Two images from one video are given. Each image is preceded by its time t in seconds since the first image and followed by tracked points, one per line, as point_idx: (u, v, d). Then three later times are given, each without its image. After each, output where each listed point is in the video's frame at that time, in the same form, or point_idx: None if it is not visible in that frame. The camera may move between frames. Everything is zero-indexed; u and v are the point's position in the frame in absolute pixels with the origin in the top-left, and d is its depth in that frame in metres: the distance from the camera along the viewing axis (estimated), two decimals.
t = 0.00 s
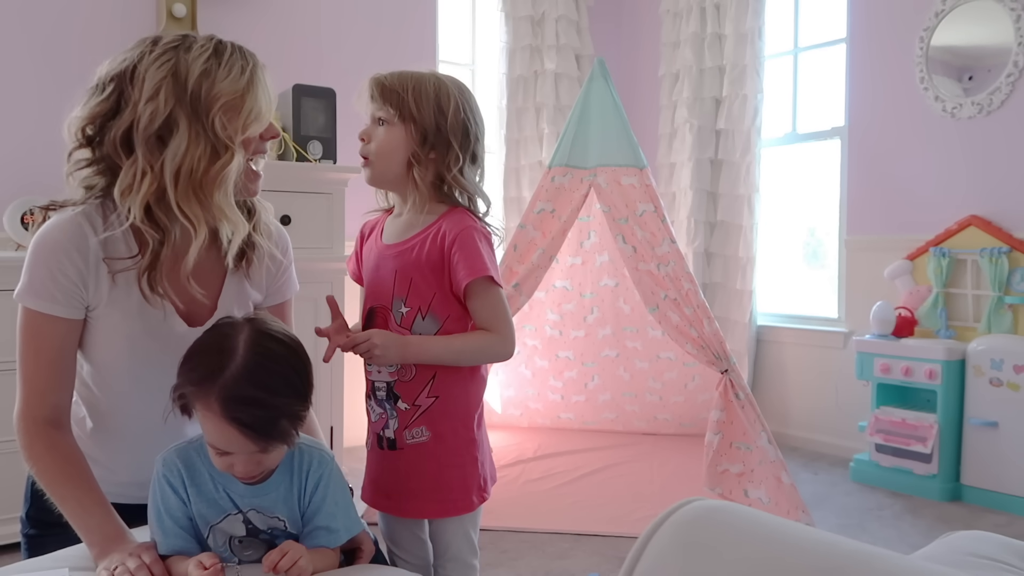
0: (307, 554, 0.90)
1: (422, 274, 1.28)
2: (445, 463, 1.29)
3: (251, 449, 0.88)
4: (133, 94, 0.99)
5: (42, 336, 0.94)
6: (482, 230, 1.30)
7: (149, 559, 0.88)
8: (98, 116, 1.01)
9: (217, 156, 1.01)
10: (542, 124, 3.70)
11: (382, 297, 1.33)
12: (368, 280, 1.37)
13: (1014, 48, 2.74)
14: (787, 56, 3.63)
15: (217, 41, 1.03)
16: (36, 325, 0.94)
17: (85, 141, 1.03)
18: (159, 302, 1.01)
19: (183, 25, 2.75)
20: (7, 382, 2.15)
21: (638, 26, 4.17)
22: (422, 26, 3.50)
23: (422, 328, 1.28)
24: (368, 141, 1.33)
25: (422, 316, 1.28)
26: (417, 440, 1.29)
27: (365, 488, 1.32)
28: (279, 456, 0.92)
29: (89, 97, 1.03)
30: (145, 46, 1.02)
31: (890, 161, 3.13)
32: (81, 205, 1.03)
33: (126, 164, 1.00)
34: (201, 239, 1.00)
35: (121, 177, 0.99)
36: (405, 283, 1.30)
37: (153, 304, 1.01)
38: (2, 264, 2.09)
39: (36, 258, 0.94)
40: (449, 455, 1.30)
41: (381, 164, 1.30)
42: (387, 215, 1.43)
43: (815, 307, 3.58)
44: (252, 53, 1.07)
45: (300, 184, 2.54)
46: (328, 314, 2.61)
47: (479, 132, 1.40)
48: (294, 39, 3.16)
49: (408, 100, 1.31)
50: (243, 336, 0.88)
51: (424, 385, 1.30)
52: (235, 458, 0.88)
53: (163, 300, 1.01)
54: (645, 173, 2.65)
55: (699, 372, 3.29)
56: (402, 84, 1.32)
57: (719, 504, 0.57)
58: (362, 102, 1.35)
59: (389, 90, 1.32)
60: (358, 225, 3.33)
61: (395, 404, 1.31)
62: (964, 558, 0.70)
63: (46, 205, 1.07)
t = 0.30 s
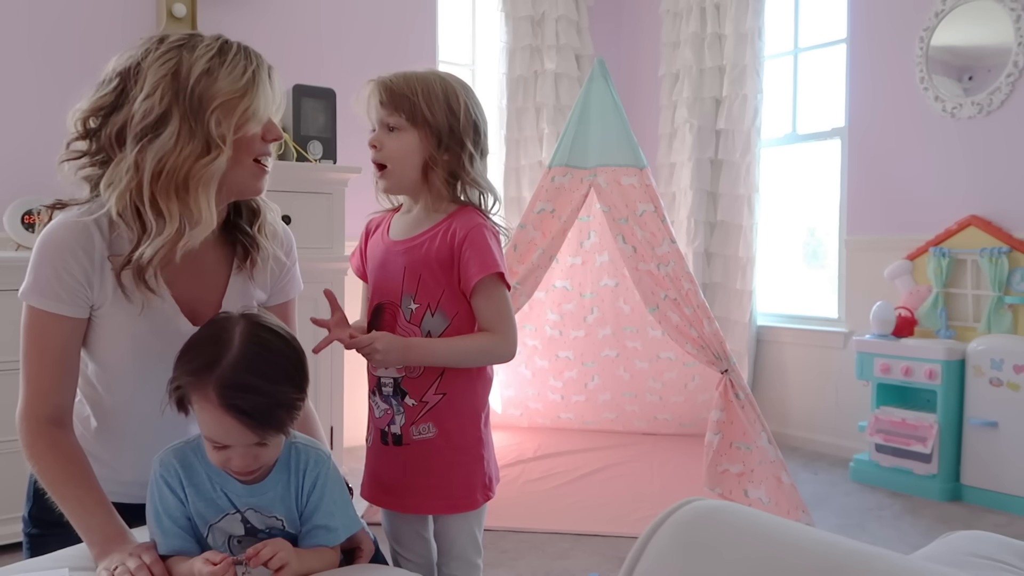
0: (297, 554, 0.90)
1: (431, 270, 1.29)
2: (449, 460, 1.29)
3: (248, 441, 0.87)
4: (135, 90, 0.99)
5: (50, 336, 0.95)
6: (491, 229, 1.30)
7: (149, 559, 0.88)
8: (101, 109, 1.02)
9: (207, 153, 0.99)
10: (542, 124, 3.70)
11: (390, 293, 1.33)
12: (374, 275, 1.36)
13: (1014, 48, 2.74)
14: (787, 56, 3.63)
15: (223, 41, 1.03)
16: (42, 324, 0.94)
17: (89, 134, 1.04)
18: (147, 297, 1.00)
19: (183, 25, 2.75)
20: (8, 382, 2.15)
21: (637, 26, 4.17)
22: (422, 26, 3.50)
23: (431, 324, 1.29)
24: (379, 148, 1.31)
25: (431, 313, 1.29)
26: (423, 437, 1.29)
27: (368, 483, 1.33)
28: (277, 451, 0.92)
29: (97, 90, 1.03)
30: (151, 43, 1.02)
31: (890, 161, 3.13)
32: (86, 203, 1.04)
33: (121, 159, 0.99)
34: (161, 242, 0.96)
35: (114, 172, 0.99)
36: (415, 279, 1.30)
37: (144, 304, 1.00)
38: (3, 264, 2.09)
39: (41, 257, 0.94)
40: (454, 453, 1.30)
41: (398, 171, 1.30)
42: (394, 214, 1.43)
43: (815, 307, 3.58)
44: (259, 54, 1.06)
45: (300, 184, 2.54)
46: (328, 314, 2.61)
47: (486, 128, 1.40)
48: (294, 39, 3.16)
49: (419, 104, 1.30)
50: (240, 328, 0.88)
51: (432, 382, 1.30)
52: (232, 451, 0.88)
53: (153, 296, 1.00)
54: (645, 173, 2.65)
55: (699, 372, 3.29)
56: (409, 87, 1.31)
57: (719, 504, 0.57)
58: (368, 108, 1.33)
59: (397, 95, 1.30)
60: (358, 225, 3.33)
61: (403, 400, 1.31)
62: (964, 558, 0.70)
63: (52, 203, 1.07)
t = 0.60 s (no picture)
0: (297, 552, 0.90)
1: (446, 271, 1.28)
2: (457, 460, 1.29)
3: (253, 444, 0.87)
4: (142, 90, 0.99)
5: (47, 336, 0.94)
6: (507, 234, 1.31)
7: (149, 559, 0.88)
8: (104, 108, 1.01)
9: (224, 160, 1.01)
10: (542, 124, 3.70)
11: (403, 294, 1.32)
12: (387, 274, 1.36)
13: (1014, 48, 2.74)
14: (787, 56, 3.63)
15: (231, 44, 1.04)
16: (40, 324, 0.94)
17: (92, 132, 1.03)
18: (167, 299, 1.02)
19: (183, 25, 2.75)
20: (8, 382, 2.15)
21: (637, 26, 4.17)
22: (422, 26, 3.50)
23: (445, 325, 1.28)
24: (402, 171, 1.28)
25: (444, 314, 1.28)
26: (432, 437, 1.29)
27: (373, 481, 1.32)
28: (279, 455, 0.92)
29: (99, 88, 1.03)
30: (158, 43, 1.02)
31: (890, 161, 3.13)
32: (86, 204, 1.03)
33: (130, 160, 1.00)
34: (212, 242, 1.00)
35: (124, 174, 0.99)
36: (430, 279, 1.30)
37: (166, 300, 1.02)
38: (3, 264, 2.09)
39: (41, 257, 0.94)
40: (462, 454, 1.30)
41: (427, 189, 1.28)
42: (403, 218, 1.41)
43: (815, 307, 3.58)
44: (266, 58, 1.07)
45: (301, 184, 2.54)
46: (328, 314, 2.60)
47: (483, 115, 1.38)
48: (294, 39, 3.16)
49: (435, 119, 1.26)
50: (244, 331, 0.88)
51: (442, 383, 1.30)
52: (237, 455, 0.88)
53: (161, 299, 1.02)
54: (645, 173, 2.65)
55: (699, 372, 3.29)
56: (417, 102, 1.26)
57: (719, 504, 0.57)
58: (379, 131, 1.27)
59: (409, 115, 1.25)
60: (358, 225, 3.33)
61: (412, 400, 1.31)
62: (964, 558, 0.70)
63: (50, 204, 1.07)
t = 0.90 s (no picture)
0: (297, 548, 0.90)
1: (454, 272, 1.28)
2: (468, 456, 1.30)
3: (248, 452, 0.87)
4: (143, 90, 0.99)
5: (46, 337, 0.95)
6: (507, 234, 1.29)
7: (149, 559, 0.88)
8: (104, 107, 1.01)
9: (221, 163, 1.01)
10: (542, 125, 3.70)
11: (411, 294, 1.32)
12: (394, 274, 1.35)
13: (1014, 48, 2.75)
14: (787, 56, 3.63)
15: (235, 47, 1.03)
16: (37, 325, 0.94)
17: (91, 131, 1.03)
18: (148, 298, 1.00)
19: (183, 25, 2.75)
20: (8, 382, 2.15)
21: (638, 26, 4.17)
22: (422, 26, 3.50)
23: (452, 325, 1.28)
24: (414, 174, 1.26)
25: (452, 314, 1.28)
26: (445, 434, 1.29)
27: (385, 478, 1.32)
28: (274, 460, 0.91)
29: (100, 86, 1.03)
30: (161, 43, 1.02)
31: (890, 161, 3.13)
32: (84, 204, 1.04)
33: (128, 161, 1.00)
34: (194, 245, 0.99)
35: (121, 174, 0.99)
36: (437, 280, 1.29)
37: (141, 301, 1.01)
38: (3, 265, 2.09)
39: (38, 258, 0.95)
40: (473, 449, 1.31)
41: (435, 197, 1.27)
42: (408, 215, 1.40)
43: (815, 307, 3.58)
44: (269, 62, 1.06)
45: (300, 185, 2.54)
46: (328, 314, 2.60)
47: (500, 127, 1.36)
48: (294, 39, 3.16)
49: (455, 130, 1.25)
50: (237, 338, 0.88)
51: (454, 379, 1.30)
52: (232, 463, 0.87)
53: (154, 296, 1.01)
54: (645, 173, 2.66)
55: (699, 372, 3.29)
56: (441, 110, 1.24)
57: (719, 504, 0.57)
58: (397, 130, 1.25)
59: (431, 120, 1.24)
60: (357, 225, 3.33)
61: (424, 399, 1.30)
62: (964, 558, 0.70)
63: (48, 204, 1.07)
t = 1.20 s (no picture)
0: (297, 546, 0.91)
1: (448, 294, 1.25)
2: (475, 455, 1.30)
3: (241, 447, 0.87)
4: (137, 90, 0.99)
5: (43, 338, 0.94)
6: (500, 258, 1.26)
7: (149, 559, 0.88)
8: (100, 107, 1.01)
9: (215, 164, 1.00)
10: (542, 124, 3.70)
11: (406, 312, 1.29)
12: (389, 290, 1.31)
13: (1014, 48, 2.75)
14: (787, 56, 3.63)
15: (230, 47, 1.03)
16: (35, 327, 0.94)
17: (87, 131, 1.03)
18: (154, 301, 1.01)
19: (183, 25, 2.75)
20: (8, 383, 2.15)
21: (638, 27, 4.17)
22: (421, 26, 3.50)
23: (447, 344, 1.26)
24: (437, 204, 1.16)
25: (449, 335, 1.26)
26: (451, 436, 1.29)
27: (393, 478, 1.32)
28: (268, 457, 0.91)
29: (96, 86, 1.03)
30: (156, 43, 1.02)
31: (890, 161, 3.13)
32: (81, 206, 1.04)
33: (123, 161, 1.00)
34: (191, 246, 0.99)
35: (116, 174, 0.99)
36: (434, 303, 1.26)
37: (150, 303, 1.01)
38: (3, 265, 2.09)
39: (36, 259, 0.94)
40: (483, 445, 1.31)
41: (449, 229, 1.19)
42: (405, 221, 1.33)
43: (815, 307, 3.58)
44: (265, 62, 1.06)
45: (300, 185, 2.54)
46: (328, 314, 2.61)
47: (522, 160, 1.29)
48: (294, 39, 3.16)
49: (499, 179, 1.17)
50: (227, 334, 0.88)
51: (455, 389, 1.29)
52: (227, 459, 0.87)
53: (159, 299, 1.02)
54: (645, 173, 2.66)
55: (699, 372, 3.29)
56: (489, 154, 1.15)
57: (719, 505, 0.57)
58: (436, 156, 1.14)
59: (478, 165, 1.14)
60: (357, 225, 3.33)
61: (428, 407, 1.29)
62: (964, 558, 0.70)
63: (47, 204, 1.07)
